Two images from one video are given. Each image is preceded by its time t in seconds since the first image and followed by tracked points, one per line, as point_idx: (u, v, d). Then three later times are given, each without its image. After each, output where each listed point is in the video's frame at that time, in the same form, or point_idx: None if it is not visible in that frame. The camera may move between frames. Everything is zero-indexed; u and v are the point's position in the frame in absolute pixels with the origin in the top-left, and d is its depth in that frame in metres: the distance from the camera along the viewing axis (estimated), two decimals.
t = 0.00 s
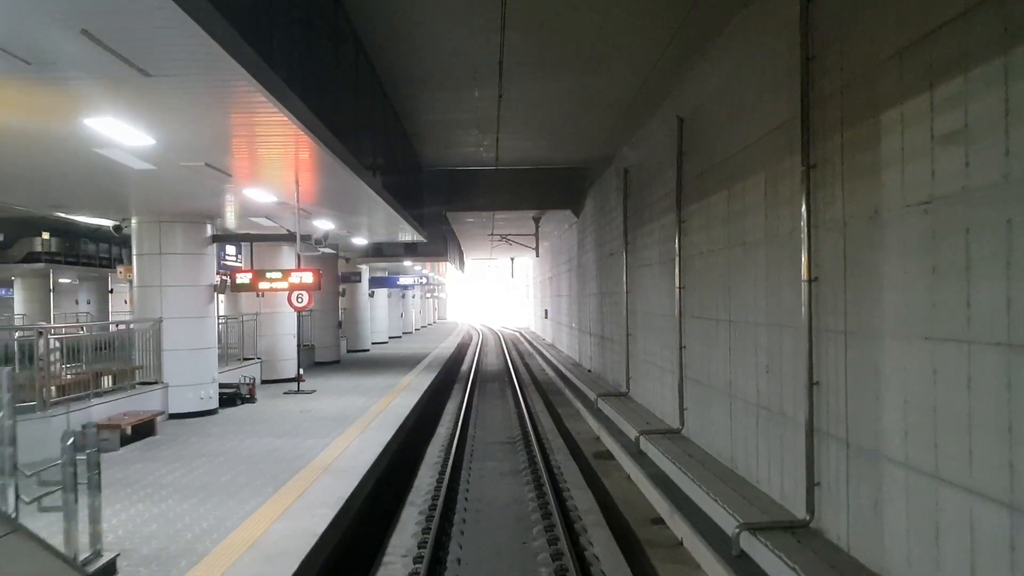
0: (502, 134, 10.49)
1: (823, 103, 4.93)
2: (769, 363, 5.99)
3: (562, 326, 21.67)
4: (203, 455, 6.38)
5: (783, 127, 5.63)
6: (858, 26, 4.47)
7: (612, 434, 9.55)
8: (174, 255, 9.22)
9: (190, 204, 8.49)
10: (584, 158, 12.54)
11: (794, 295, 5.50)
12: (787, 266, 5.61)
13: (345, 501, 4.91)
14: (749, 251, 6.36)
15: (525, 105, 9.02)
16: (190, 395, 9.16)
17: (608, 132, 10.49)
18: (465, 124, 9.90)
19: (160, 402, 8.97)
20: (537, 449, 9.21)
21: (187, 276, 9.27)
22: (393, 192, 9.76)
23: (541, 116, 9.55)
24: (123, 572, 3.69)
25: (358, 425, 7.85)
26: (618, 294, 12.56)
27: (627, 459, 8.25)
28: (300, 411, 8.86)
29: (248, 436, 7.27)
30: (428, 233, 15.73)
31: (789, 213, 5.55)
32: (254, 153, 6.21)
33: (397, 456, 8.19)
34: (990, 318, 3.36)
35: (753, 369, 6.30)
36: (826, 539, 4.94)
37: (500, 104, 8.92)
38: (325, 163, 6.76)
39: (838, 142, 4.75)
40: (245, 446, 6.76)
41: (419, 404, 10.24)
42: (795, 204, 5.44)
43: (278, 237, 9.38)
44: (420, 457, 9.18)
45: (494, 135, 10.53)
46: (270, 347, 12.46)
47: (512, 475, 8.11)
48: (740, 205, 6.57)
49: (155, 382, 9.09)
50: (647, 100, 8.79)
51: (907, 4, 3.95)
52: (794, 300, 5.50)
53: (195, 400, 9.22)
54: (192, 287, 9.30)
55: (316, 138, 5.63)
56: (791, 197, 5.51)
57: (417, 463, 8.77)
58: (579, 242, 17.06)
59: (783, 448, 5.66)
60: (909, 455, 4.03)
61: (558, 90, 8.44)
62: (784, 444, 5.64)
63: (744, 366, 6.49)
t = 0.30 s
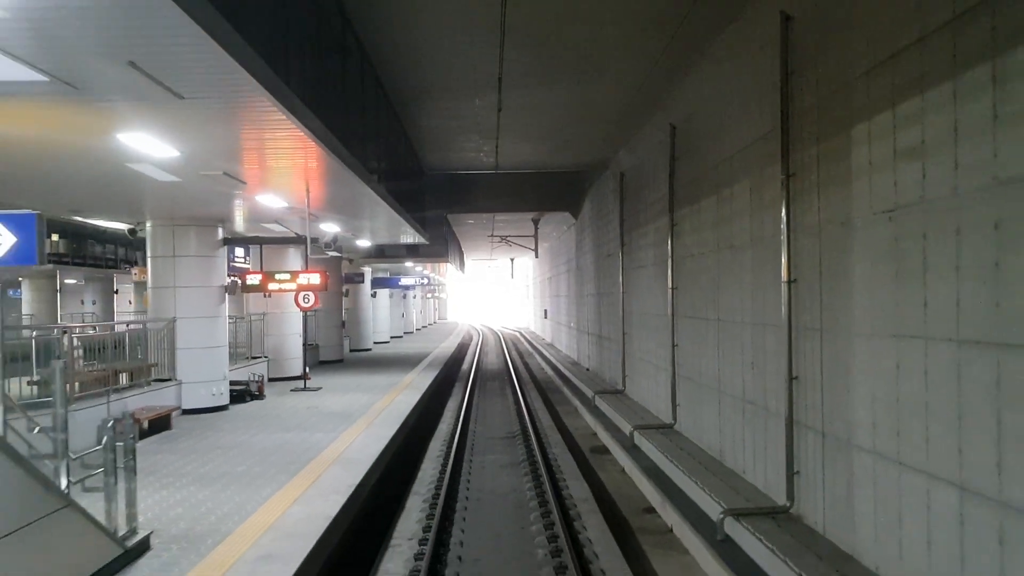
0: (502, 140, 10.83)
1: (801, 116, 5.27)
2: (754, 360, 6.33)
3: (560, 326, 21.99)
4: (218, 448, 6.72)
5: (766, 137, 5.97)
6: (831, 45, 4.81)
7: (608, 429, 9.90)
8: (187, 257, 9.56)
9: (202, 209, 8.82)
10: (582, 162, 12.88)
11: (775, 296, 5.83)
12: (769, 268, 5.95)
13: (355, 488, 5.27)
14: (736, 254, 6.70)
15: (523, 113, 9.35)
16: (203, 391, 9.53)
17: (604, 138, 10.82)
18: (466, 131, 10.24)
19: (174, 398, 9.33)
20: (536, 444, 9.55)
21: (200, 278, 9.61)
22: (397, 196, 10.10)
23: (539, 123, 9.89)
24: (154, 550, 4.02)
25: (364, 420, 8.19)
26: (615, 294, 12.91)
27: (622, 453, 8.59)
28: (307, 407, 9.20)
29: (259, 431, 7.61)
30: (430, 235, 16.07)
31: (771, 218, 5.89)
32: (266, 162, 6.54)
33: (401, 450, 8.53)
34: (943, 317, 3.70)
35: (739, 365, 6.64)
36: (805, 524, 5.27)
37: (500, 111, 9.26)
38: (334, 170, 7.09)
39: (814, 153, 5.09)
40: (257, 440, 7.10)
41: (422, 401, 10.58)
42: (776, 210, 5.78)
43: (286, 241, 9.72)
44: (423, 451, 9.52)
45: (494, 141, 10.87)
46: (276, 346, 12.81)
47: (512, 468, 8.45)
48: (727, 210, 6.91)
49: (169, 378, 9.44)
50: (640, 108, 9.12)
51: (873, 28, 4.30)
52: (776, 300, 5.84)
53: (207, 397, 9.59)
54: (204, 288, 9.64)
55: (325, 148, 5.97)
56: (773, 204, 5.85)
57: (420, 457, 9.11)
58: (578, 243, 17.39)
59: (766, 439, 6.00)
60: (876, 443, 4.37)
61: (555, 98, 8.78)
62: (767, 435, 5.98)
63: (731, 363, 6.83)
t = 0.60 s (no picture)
0: (502, 145, 11.17)
1: (782, 128, 5.60)
2: (740, 357, 6.66)
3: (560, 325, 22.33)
4: (231, 441, 7.07)
5: (750, 147, 6.30)
6: (809, 62, 5.13)
7: (604, 425, 10.23)
8: (199, 260, 9.91)
9: (214, 213, 9.16)
10: (579, 166, 13.21)
11: (760, 296, 6.17)
12: (755, 270, 6.28)
13: (363, 476, 5.62)
14: (724, 257, 7.03)
15: (521, 120, 9.69)
16: (214, 388, 9.86)
17: (601, 143, 11.16)
18: (466, 137, 10.57)
19: (186, 394, 9.67)
20: (535, 439, 9.89)
21: (211, 279, 9.96)
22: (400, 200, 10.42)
23: (537, 129, 10.22)
24: (181, 530, 4.37)
25: (369, 416, 8.52)
26: (612, 295, 13.23)
27: (617, 448, 8.93)
28: (314, 404, 9.53)
29: (270, 425, 7.95)
30: (431, 237, 16.41)
31: (756, 223, 6.23)
32: (277, 171, 6.87)
33: (405, 445, 8.86)
34: (905, 316, 4.04)
35: (727, 362, 6.97)
36: (786, 510, 5.61)
37: (499, 119, 9.59)
38: (341, 177, 7.41)
39: (794, 162, 5.42)
40: (268, 433, 7.44)
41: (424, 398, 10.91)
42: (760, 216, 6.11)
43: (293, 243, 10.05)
44: (426, 446, 9.86)
45: (494, 146, 11.21)
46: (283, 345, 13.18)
47: (511, 462, 8.78)
48: (716, 214, 7.23)
49: (182, 376, 9.78)
50: (634, 115, 9.45)
51: (844, 48, 4.63)
52: (760, 301, 6.17)
53: (218, 393, 9.92)
54: (215, 289, 9.99)
55: (334, 158, 6.30)
56: (758, 210, 6.18)
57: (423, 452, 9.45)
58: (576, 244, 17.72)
59: (751, 432, 6.33)
60: (849, 433, 4.71)
61: (552, 107, 9.11)
62: (752, 428, 6.31)
63: (720, 361, 7.17)
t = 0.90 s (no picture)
0: (501, 150, 11.49)
1: (765, 137, 5.92)
2: (728, 355, 6.98)
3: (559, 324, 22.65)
4: (243, 435, 7.39)
5: (736, 155, 6.62)
6: (789, 76, 5.46)
7: (601, 421, 10.56)
8: (210, 261, 10.25)
9: (223, 217, 9.48)
10: (577, 169, 13.53)
11: (746, 297, 6.50)
12: (741, 272, 6.61)
13: (370, 467, 5.95)
14: (714, 260, 7.35)
15: (520, 126, 10.01)
16: (224, 385, 10.21)
17: (597, 147, 11.48)
18: (466, 142, 10.89)
19: (198, 391, 10.01)
20: (533, 434, 10.22)
21: (221, 280, 10.30)
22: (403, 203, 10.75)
23: (535, 135, 10.54)
24: (204, 515, 4.69)
25: (374, 412, 8.85)
26: (609, 295, 13.55)
27: (613, 443, 9.26)
28: (320, 401, 9.86)
29: (279, 421, 8.28)
30: (432, 239, 16.73)
31: (742, 228, 6.56)
32: (285, 177, 7.19)
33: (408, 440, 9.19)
34: (873, 315, 4.37)
35: (716, 359, 7.29)
36: (770, 499, 5.94)
37: (499, 126, 9.91)
38: (346, 182, 7.73)
39: (776, 170, 5.74)
40: (278, 428, 7.77)
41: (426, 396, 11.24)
42: (746, 221, 6.44)
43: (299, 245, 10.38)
44: (428, 442, 10.19)
45: (494, 151, 11.53)
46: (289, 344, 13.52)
47: (510, 456, 9.11)
48: (705, 218, 7.55)
49: (193, 373, 10.12)
50: (628, 121, 9.77)
51: (820, 65, 4.96)
52: (746, 301, 6.50)
53: (228, 390, 10.27)
54: (225, 289, 10.33)
55: (342, 166, 6.62)
56: (743, 215, 6.51)
57: (425, 447, 9.77)
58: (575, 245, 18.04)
59: (738, 426, 6.66)
60: (825, 425, 5.03)
61: (550, 114, 9.43)
62: (739, 422, 6.64)
63: (710, 358, 7.50)
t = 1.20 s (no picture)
0: (500, 155, 11.80)
1: (750, 146, 6.24)
2: (717, 352, 7.30)
3: (558, 324, 22.96)
4: (253, 430, 7.72)
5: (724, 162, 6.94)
6: (771, 89, 5.77)
7: (597, 418, 10.88)
8: (219, 262, 10.59)
9: (232, 221, 9.80)
10: (575, 173, 13.84)
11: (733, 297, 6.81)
12: (729, 273, 6.92)
13: (376, 459, 6.27)
14: (704, 262, 7.66)
15: (519, 132, 10.32)
16: (233, 382, 10.53)
17: (594, 152, 11.79)
18: (467, 147, 11.20)
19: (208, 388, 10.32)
20: (531, 430, 10.54)
21: (230, 280, 10.65)
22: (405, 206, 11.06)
23: (534, 140, 10.86)
24: (222, 501, 5.02)
25: (377, 409, 9.16)
26: (606, 295, 13.86)
27: (609, 438, 9.58)
28: (325, 398, 10.18)
29: (286, 416, 8.60)
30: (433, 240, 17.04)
31: (729, 231, 6.88)
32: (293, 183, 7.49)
33: (411, 435, 9.51)
34: (846, 314, 4.69)
35: (707, 357, 7.61)
36: (754, 488, 6.27)
37: (498, 132, 10.22)
38: (351, 188, 8.03)
39: (760, 177, 6.06)
40: (286, 423, 8.09)
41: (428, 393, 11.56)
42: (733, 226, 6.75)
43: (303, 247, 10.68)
44: (430, 438, 10.50)
45: (493, 155, 11.85)
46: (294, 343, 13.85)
47: (509, 451, 9.43)
48: (696, 222, 7.87)
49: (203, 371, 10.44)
50: (624, 127, 10.08)
51: (799, 80, 5.29)
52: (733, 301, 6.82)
53: (237, 387, 10.59)
54: (233, 289, 10.68)
55: (350, 173, 6.95)
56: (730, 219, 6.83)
57: (427, 443, 10.09)
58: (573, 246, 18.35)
59: (726, 420, 6.98)
60: (804, 417, 5.36)
61: (547, 121, 9.75)
62: (727, 416, 6.96)
63: (700, 356, 7.82)
